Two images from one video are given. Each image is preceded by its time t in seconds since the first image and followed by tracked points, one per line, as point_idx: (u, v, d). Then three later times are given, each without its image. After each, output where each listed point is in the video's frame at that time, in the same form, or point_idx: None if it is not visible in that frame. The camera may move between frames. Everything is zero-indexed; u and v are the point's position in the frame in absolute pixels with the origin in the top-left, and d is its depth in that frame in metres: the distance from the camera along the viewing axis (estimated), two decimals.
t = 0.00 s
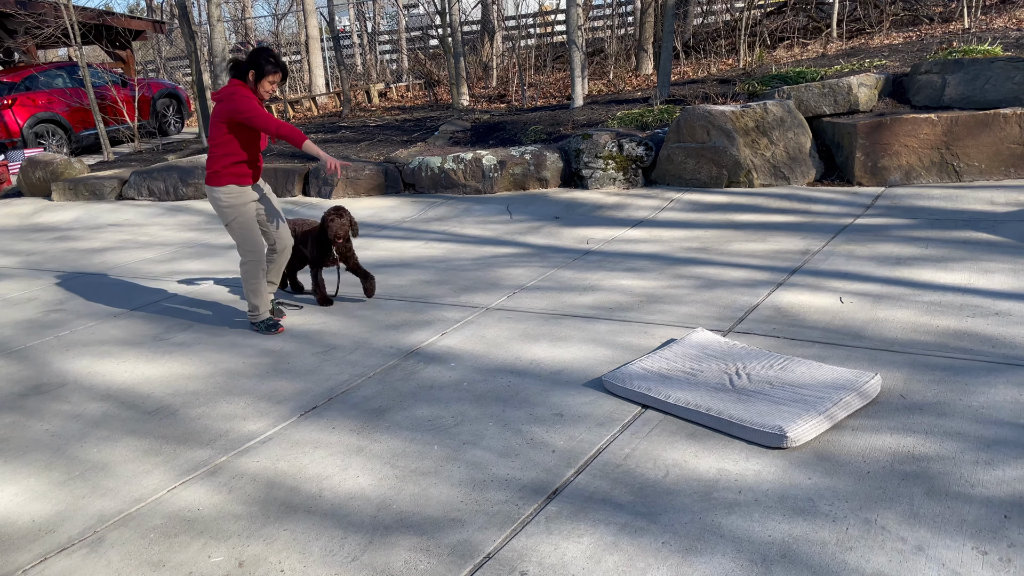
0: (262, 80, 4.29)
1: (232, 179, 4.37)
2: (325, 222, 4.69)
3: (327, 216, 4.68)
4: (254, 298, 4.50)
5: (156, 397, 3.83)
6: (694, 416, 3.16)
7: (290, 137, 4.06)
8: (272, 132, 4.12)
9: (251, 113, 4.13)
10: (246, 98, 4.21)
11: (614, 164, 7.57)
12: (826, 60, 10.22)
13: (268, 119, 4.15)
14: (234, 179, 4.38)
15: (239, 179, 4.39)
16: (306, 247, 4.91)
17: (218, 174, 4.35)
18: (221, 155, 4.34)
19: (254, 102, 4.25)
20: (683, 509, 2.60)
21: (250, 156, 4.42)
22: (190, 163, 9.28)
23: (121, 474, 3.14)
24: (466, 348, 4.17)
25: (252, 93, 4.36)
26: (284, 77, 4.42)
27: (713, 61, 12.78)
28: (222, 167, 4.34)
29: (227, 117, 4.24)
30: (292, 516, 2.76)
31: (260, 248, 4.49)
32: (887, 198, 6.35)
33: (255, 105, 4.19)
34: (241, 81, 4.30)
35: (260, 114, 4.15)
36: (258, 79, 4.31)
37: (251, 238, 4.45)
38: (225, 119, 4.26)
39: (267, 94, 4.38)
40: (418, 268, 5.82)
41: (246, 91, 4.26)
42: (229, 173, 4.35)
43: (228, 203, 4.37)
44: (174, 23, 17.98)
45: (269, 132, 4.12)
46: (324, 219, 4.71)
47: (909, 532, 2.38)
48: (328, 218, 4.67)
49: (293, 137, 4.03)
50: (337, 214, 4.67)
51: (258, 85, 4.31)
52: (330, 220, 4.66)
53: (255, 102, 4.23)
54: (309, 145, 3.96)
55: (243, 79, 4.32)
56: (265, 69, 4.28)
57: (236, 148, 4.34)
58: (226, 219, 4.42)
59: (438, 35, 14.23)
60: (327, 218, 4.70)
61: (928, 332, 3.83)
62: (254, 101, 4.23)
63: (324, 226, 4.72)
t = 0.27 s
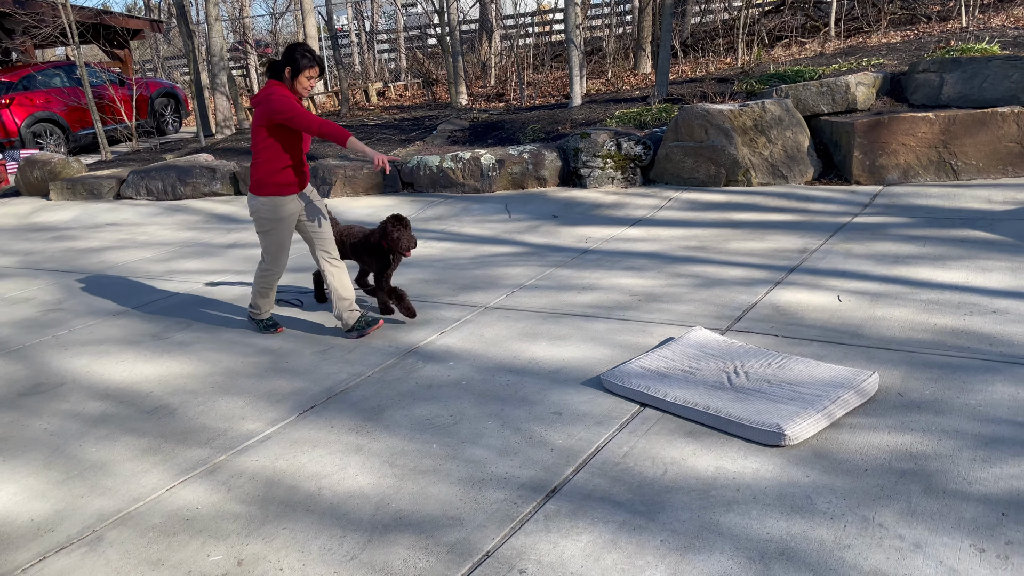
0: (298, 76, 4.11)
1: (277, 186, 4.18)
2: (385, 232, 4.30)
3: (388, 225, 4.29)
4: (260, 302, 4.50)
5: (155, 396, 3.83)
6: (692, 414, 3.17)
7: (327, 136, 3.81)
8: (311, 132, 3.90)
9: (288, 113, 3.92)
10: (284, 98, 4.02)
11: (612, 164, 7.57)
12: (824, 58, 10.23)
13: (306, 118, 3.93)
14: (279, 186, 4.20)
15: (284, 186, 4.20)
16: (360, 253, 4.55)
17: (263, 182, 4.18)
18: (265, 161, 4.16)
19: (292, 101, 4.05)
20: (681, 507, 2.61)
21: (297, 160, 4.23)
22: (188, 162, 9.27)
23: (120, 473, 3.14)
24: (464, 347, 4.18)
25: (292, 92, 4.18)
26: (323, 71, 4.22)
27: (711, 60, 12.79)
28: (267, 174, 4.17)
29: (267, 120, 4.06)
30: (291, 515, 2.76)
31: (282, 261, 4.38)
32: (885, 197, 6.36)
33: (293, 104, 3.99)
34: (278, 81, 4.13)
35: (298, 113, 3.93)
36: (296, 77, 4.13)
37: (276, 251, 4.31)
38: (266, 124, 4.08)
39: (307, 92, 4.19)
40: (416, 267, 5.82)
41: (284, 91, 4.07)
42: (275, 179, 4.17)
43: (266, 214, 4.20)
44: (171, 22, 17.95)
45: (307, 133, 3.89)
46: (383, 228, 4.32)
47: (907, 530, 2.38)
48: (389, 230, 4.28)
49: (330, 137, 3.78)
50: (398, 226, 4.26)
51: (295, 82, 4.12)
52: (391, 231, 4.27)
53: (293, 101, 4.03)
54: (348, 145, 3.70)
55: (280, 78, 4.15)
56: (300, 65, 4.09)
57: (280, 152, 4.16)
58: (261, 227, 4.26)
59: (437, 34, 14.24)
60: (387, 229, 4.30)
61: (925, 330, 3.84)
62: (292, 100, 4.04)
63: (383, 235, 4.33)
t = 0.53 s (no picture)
0: (335, 63, 3.87)
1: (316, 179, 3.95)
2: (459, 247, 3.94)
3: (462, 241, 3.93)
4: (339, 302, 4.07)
5: (154, 395, 3.83)
6: (690, 413, 3.17)
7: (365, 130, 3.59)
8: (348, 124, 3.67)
9: (326, 104, 3.68)
10: (320, 86, 3.77)
11: (610, 162, 7.58)
12: (821, 57, 10.24)
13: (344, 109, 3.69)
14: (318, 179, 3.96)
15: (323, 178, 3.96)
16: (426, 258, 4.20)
17: (301, 174, 3.94)
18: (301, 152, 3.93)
19: (330, 90, 3.80)
20: (679, 504, 2.61)
21: (335, 151, 4.00)
22: (186, 162, 9.27)
23: (119, 472, 3.14)
24: (463, 346, 4.18)
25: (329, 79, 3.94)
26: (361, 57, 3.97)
27: (708, 59, 12.79)
28: (305, 166, 3.94)
29: (302, 109, 3.82)
30: (290, 513, 2.77)
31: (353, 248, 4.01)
32: (882, 196, 6.37)
33: (330, 93, 3.74)
34: (315, 68, 3.89)
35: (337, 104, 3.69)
36: (332, 63, 3.88)
37: (340, 237, 3.99)
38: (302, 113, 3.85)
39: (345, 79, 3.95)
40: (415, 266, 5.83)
41: (321, 79, 3.82)
42: (313, 172, 3.94)
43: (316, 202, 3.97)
44: (169, 21, 17.94)
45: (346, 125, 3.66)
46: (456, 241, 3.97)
47: (904, 527, 2.39)
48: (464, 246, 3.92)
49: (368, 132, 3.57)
50: (471, 242, 3.91)
51: (331, 69, 3.88)
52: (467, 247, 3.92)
53: (330, 90, 3.77)
54: (386, 139, 3.49)
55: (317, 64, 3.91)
56: (337, 51, 3.84)
57: (317, 144, 3.92)
58: (313, 220, 4.02)
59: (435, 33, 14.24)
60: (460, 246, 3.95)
61: (922, 328, 3.85)
62: (330, 89, 3.79)
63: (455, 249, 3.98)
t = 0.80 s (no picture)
0: (357, 58, 3.67)
1: (351, 186, 3.82)
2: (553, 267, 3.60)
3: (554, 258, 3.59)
4: (394, 321, 3.81)
5: (151, 393, 3.83)
6: (688, 411, 3.17)
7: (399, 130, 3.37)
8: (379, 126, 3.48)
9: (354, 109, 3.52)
10: (345, 87, 3.59)
11: (607, 161, 7.58)
12: (818, 55, 10.26)
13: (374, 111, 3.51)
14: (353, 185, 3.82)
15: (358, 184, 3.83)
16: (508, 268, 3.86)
17: (336, 182, 3.82)
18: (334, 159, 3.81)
19: (356, 92, 3.64)
20: (676, 502, 2.62)
21: (369, 154, 3.84)
22: (183, 160, 9.26)
23: (116, 471, 3.14)
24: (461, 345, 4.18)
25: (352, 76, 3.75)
26: (383, 48, 3.76)
27: (706, 57, 12.79)
28: (340, 171, 3.81)
29: (330, 114, 3.66)
30: (287, 512, 2.76)
31: (394, 260, 3.86)
32: (879, 194, 6.38)
33: (357, 97, 3.57)
34: (337, 68, 3.71)
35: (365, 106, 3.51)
36: (354, 58, 3.69)
37: (381, 247, 3.82)
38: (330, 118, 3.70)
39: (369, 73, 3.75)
40: (413, 264, 5.82)
41: (346, 80, 3.65)
42: (347, 178, 3.81)
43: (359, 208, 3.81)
44: (166, 20, 17.92)
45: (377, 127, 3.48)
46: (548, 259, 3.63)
47: (901, 524, 2.40)
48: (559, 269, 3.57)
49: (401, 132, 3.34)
50: (561, 262, 3.55)
51: (354, 66, 3.68)
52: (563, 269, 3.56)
53: (356, 90, 3.60)
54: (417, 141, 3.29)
55: (338, 62, 3.72)
56: (357, 46, 3.63)
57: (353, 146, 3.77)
58: (353, 228, 3.84)
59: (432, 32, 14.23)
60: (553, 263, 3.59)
61: (919, 326, 3.86)
62: (357, 91, 3.63)
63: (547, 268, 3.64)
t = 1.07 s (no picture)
0: (374, 47, 3.55)
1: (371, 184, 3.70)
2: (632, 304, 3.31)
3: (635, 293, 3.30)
4: (397, 325, 3.83)
5: (148, 393, 3.83)
6: (685, 409, 3.18)
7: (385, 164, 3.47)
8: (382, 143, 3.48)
9: (367, 113, 3.46)
10: (361, 85, 3.48)
11: (604, 160, 7.58)
12: (815, 54, 10.27)
13: (383, 124, 3.48)
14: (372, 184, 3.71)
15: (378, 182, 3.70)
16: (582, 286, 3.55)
17: (355, 179, 3.73)
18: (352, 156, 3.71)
19: (375, 88, 3.52)
20: (673, 501, 2.62)
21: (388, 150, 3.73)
22: (180, 160, 9.25)
23: (113, 471, 3.13)
24: (458, 344, 4.18)
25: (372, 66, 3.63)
26: (401, 34, 3.63)
27: (703, 56, 12.78)
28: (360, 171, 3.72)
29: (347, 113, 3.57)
30: (284, 511, 2.76)
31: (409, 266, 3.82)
32: (876, 192, 6.39)
33: (373, 95, 3.47)
34: (356, 59, 3.61)
35: (377, 116, 3.47)
36: (372, 48, 3.56)
37: (397, 253, 3.77)
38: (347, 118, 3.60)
39: (388, 62, 3.63)
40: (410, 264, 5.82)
41: (366, 74, 3.54)
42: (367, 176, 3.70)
43: (381, 210, 3.73)
44: (163, 20, 17.90)
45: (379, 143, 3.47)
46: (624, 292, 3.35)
47: (897, 522, 2.40)
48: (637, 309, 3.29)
49: (386, 168, 3.48)
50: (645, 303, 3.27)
51: (372, 55, 3.56)
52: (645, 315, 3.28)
53: (372, 89, 3.49)
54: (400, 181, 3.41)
55: (356, 52, 3.61)
56: (372, 34, 3.52)
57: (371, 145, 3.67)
58: (372, 227, 3.77)
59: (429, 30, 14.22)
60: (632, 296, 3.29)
61: (916, 324, 3.87)
62: (376, 89, 3.51)
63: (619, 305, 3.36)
